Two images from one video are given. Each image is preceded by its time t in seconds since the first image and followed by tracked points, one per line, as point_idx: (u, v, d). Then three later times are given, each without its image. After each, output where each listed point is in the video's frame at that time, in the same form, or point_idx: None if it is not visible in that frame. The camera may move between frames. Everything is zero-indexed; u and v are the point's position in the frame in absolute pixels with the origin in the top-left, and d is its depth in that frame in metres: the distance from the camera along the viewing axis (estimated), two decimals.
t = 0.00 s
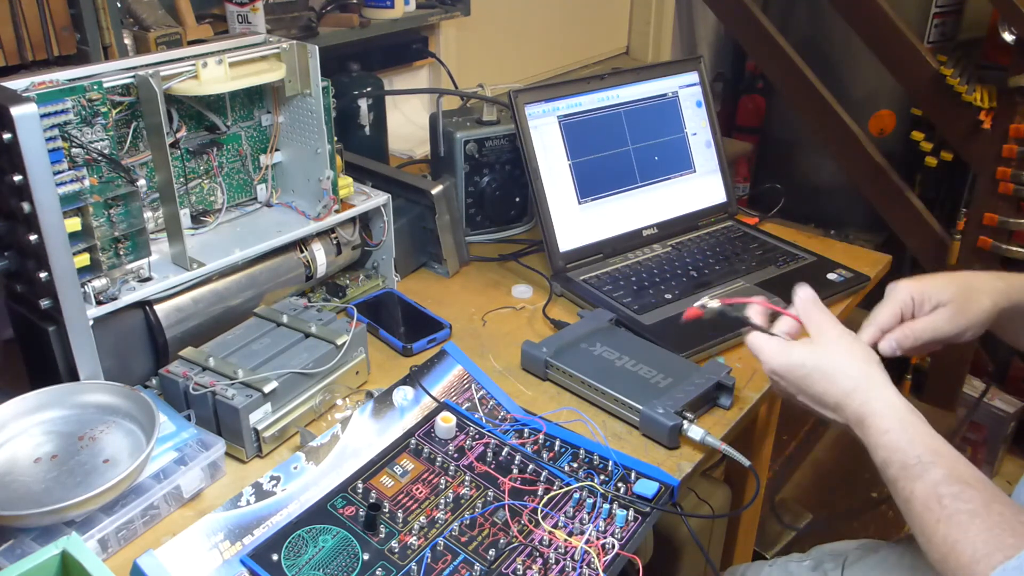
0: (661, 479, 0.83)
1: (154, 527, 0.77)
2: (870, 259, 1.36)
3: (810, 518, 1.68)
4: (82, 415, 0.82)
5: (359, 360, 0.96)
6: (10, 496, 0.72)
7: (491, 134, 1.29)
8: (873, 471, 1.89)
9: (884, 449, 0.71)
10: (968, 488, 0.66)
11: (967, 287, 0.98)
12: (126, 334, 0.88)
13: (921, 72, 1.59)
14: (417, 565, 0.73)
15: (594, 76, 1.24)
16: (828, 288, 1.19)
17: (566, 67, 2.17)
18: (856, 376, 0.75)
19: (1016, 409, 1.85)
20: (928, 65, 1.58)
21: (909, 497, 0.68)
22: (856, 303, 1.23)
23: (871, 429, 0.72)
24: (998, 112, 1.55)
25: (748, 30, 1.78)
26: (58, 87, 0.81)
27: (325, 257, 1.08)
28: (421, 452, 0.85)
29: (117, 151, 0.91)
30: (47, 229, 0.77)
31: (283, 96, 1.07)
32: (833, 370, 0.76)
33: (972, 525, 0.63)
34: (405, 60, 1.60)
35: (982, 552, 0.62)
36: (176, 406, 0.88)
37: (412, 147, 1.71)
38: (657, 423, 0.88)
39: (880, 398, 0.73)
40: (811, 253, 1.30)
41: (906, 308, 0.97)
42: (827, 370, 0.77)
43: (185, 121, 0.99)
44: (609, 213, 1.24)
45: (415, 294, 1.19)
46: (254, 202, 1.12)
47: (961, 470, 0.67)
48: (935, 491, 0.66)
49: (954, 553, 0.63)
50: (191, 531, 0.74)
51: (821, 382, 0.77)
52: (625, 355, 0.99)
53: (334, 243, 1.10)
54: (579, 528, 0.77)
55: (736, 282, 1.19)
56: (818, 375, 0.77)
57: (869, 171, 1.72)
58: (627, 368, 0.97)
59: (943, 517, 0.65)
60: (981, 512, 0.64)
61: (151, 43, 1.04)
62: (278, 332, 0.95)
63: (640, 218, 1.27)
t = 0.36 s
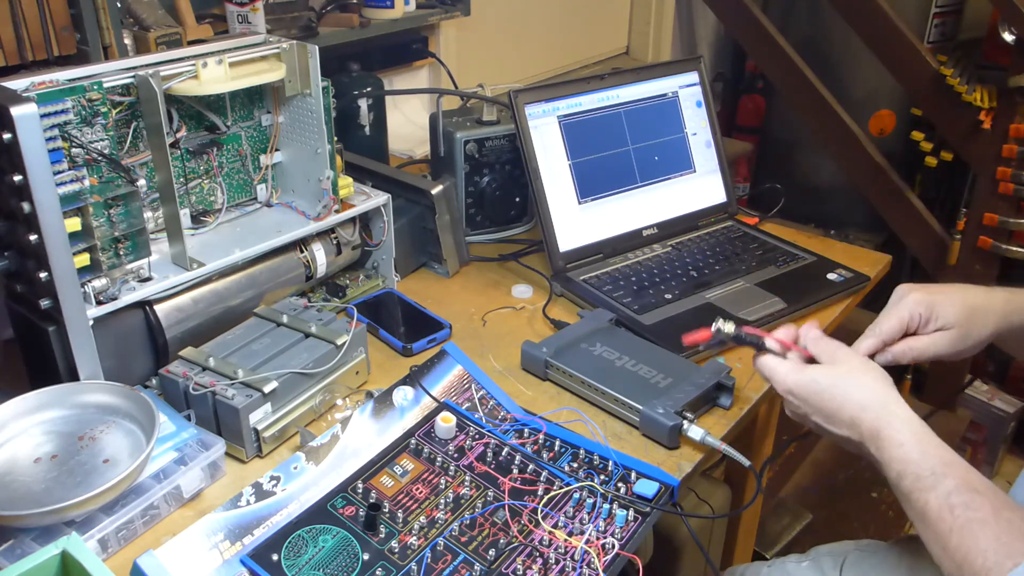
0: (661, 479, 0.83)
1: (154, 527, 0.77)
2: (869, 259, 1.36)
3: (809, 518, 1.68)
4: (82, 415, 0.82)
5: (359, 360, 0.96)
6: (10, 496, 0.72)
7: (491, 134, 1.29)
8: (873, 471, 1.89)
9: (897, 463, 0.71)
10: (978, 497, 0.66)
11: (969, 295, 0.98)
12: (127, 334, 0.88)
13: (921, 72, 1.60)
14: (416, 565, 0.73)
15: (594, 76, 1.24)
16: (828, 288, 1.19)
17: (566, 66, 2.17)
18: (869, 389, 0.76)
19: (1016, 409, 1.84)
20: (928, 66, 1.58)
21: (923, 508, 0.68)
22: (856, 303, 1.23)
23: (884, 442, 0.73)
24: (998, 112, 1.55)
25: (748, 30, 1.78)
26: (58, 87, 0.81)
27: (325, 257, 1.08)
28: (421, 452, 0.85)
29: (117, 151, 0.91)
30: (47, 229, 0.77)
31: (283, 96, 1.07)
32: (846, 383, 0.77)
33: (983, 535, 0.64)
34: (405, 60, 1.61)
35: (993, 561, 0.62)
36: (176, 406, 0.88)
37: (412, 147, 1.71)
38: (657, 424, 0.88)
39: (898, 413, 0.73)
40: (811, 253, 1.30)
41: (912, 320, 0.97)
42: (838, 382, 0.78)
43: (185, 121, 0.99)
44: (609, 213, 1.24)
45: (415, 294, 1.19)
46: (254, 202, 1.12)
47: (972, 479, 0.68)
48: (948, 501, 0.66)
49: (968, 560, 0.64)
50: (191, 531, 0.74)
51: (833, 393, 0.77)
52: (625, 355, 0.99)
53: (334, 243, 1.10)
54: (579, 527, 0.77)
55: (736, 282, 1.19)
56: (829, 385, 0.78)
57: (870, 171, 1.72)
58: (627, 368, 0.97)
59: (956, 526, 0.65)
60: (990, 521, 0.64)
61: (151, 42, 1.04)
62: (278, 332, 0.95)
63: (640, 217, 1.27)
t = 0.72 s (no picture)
0: (661, 479, 0.83)
1: (154, 527, 0.77)
2: (869, 259, 1.36)
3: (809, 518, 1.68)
4: (82, 415, 0.82)
5: (359, 360, 0.96)
6: (10, 496, 0.72)
7: (491, 134, 1.29)
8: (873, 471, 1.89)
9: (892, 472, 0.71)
10: (980, 520, 0.62)
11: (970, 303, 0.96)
12: (126, 334, 0.88)
13: (921, 71, 1.59)
14: (417, 565, 0.73)
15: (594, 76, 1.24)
16: (829, 288, 1.19)
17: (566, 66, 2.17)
18: (860, 391, 0.71)
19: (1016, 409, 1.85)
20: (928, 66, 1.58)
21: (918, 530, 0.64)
22: (856, 303, 1.23)
23: (869, 459, 0.68)
24: (998, 112, 1.55)
25: (748, 30, 1.78)
26: (58, 87, 0.81)
27: (325, 257, 1.08)
28: (421, 452, 0.85)
29: (117, 151, 0.91)
30: (47, 229, 0.77)
31: (284, 96, 1.07)
32: (836, 380, 0.72)
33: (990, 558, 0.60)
34: (405, 60, 1.61)
35: None
36: (176, 406, 0.88)
37: (412, 147, 1.71)
38: (657, 423, 0.88)
39: (882, 428, 0.69)
40: (811, 253, 1.30)
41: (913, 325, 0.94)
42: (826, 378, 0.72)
43: (185, 121, 0.99)
44: (609, 213, 1.24)
45: (415, 295, 1.19)
46: (254, 202, 1.12)
47: (970, 500, 0.64)
48: (947, 525, 0.62)
49: None
50: (191, 531, 0.74)
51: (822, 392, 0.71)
52: (625, 355, 0.99)
53: (334, 243, 1.10)
54: (579, 528, 0.77)
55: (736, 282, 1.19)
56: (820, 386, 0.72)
57: (869, 171, 1.72)
58: (627, 368, 0.97)
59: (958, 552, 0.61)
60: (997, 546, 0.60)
61: (151, 43, 1.04)
62: (278, 332, 0.95)
63: (640, 217, 1.27)
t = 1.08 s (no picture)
0: (661, 479, 0.83)
1: (154, 527, 0.77)
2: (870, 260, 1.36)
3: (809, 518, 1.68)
4: (82, 415, 0.82)
5: (359, 360, 0.96)
6: (11, 496, 0.72)
7: (491, 134, 1.29)
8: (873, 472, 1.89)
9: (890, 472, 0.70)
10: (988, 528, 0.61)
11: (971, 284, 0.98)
12: (126, 334, 0.88)
13: (921, 71, 1.59)
14: (416, 565, 0.73)
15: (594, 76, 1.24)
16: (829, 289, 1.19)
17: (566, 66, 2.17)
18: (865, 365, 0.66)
19: (1016, 409, 1.87)
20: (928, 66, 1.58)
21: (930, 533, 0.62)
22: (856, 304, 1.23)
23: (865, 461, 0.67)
24: (998, 112, 1.55)
25: (748, 30, 1.78)
26: (58, 87, 0.81)
27: (325, 257, 1.08)
28: (421, 452, 0.85)
29: (117, 151, 0.91)
30: (47, 229, 0.77)
31: (284, 96, 1.07)
32: (847, 341, 0.67)
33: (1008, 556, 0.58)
34: (405, 60, 1.61)
35: None
36: (176, 406, 0.88)
37: (412, 147, 1.71)
38: (657, 423, 0.88)
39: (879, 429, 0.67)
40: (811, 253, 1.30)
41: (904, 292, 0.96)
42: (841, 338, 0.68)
43: (185, 121, 0.99)
44: (609, 213, 1.24)
45: (415, 295, 1.19)
46: (254, 202, 1.12)
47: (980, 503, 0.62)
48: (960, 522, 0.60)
49: None
50: (191, 530, 0.74)
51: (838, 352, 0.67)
52: (625, 355, 0.99)
53: (334, 243, 1.10)
54: (579, 528, 0.77)
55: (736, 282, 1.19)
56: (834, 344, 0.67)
57: (869, 171, 1.72)
58: (627, 368, 0.97)
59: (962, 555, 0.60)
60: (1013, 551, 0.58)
61: (151, 42, 1.04)
62: (278, 332, 0.95)
63: (640, 217, 1.27)
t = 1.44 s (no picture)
0: (661, 479, 0.83)
1: (153, 527, 0.77)
2: (870, 259, 1.36)
3: (810, 517, 1.69)
4: (82, 415, 0.82)
5: (359, 360, 0.96)
6: (10, 496, 0.72)
7: (491, 134, 1.29)
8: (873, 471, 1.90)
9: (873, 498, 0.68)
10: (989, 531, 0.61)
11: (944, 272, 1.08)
12: (126, 334, 0.87)
13: (921, 71, 1.59)
14: (416, 565, 0.73)
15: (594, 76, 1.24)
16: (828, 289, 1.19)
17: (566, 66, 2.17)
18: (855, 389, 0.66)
19: (1016, 409, 1.87)
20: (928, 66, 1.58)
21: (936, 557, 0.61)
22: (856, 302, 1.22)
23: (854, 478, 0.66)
24: (998, 112, 1.55)
25: (748, 30, 1.78)
26: (58, 87, 0.81)
27: (325, 257, 1.08)
28: (421, 452, 0.85)
29: (117, 151, 0.91)
30: (47, 229, 0.77)
31: (283, 96, 1.07)
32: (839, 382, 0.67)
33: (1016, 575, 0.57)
34: (405, 60, 1.61)
35: None
36: (176, 406, 0.88)
37: (412, 147, 1.71)
38: (657, 423, 0.88)
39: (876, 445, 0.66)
40: (811, 253, 1.30)
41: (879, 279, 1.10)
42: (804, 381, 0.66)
43: (185, 121, 0.99)
44: (609, 213, 1.24)
45: (414, 295, 1.19)
46: (254, 202, 1.12)
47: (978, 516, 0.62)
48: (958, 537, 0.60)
49: None
50: (191, 531, 0.74)
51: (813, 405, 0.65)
52: (625, 355, 0.99)
53: (334, 243, 1.10)
54: (579, 527, 0.77)
55: (736, 282, 1.19)
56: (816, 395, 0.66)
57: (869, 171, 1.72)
58: (627, 368, 0.97)
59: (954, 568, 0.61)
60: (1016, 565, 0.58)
61: (151, 43, 1.04)
62: (278, 332, 0.95)
63: (640, 217, 1.27)
